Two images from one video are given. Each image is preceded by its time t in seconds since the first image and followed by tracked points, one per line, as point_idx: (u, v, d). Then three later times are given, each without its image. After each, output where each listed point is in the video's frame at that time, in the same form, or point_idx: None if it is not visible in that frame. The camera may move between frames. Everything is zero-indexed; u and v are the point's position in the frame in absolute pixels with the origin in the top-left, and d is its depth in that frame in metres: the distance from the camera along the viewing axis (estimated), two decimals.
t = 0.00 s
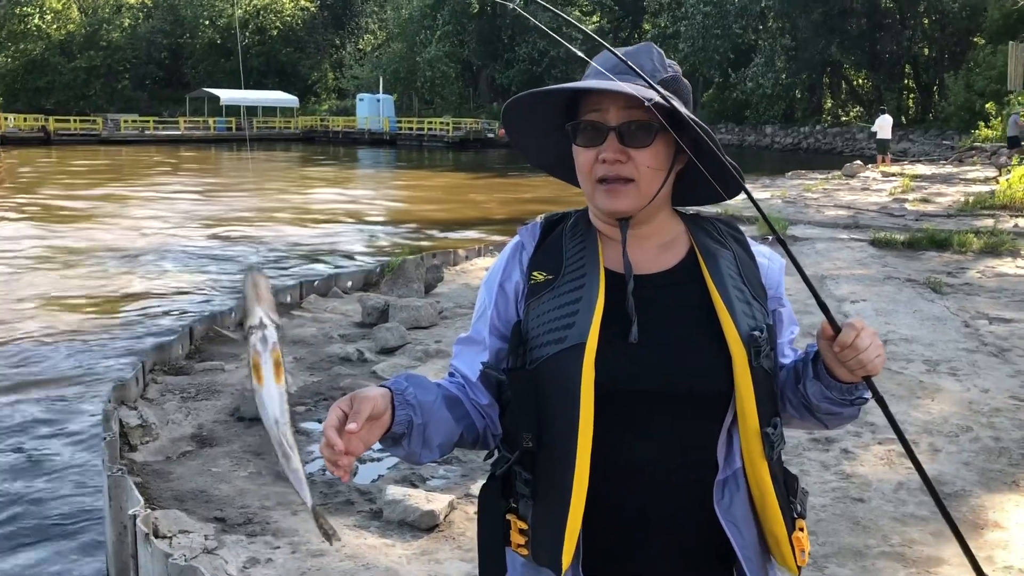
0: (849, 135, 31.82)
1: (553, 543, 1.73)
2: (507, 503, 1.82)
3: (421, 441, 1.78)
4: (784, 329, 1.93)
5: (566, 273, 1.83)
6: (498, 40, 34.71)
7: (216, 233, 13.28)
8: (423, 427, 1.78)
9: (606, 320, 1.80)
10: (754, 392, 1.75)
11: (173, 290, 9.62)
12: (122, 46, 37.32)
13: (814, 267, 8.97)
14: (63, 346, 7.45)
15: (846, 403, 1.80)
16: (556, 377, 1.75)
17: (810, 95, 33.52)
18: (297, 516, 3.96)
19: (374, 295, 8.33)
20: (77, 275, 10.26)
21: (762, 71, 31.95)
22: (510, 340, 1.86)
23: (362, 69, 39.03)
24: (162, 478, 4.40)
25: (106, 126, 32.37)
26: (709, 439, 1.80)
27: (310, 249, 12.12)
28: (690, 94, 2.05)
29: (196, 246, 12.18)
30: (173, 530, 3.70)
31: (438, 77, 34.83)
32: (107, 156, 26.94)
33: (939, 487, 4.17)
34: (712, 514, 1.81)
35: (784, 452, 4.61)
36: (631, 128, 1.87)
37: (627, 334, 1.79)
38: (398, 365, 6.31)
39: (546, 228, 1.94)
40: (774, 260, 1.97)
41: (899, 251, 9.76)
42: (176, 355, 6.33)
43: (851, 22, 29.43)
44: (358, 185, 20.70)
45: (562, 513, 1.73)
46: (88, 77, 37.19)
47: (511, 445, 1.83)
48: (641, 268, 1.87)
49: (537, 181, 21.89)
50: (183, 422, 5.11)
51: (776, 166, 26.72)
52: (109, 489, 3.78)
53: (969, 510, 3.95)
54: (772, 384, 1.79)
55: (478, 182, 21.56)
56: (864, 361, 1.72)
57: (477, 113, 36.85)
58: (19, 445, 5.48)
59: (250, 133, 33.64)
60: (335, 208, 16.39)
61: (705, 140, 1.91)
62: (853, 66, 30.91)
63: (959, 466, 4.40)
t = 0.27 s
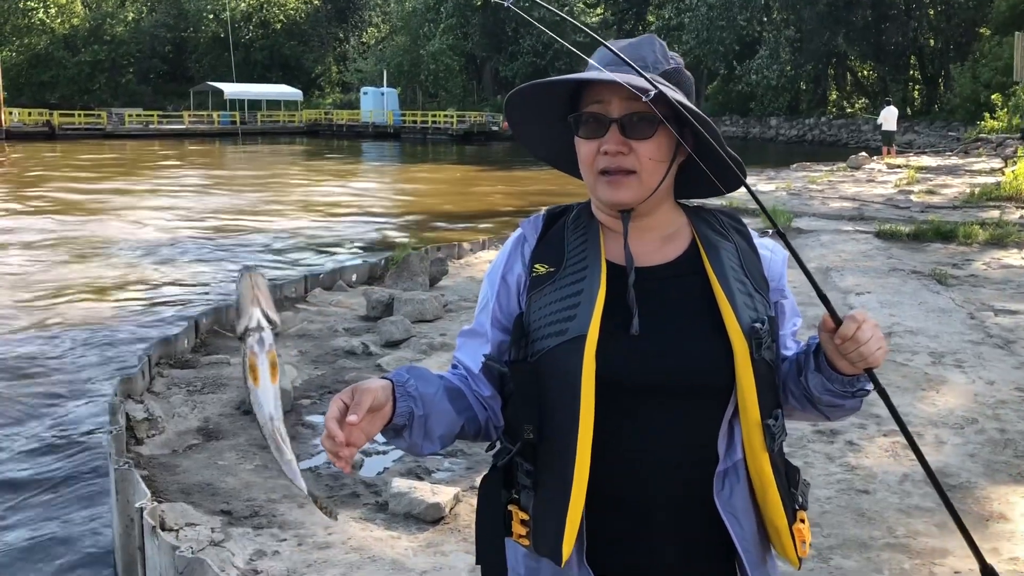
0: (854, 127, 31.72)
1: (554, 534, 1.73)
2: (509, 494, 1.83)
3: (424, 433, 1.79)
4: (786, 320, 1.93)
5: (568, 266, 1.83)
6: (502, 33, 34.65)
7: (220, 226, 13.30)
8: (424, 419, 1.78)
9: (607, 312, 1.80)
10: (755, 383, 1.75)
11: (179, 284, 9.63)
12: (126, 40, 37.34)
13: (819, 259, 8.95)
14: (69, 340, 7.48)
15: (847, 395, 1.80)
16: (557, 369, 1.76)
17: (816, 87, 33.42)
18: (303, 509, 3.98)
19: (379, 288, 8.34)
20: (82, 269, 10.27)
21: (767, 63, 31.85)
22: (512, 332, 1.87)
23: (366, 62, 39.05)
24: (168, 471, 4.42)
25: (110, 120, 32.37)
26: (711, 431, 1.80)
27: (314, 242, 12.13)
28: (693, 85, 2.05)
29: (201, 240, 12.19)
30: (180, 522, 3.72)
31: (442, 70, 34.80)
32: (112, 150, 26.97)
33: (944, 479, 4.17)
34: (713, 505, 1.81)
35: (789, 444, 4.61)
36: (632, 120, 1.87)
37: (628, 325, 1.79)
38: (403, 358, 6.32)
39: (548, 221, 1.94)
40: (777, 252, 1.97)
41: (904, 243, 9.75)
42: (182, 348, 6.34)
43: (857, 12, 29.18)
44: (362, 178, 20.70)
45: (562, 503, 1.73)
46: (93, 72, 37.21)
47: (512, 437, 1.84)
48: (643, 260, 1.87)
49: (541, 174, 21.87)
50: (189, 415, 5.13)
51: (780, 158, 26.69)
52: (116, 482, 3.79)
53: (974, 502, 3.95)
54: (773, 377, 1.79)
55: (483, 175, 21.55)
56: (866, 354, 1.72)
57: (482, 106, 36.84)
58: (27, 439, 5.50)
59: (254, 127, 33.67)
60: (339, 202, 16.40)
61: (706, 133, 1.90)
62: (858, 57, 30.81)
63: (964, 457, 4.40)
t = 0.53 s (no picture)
0: (855, 123, 31.71)
1: (553, 529, 1.73)
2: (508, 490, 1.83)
3: (422, 429, 1.79)
4: (784, 316, 1.93)
5: (566, 262, 1.83)
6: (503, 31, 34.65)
7: (221, 225, 13.30)
8: (423, 415, 1.78)
9: (605, 308, 1.80)
10: (754, 376, 1.75)
11: (180, 283, 9.63)
12: (127, 40, 37.35)
13: (821, 255, 8.95)
14: (70, 340, 7.47)
15: (845, 390, 1.80)
16: (555, 365, 1.76)
17: (816, 82, 33.42)
18: (306, 508, 3.98)
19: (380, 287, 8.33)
20: (84, 269, 10.27)
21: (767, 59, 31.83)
22: (511, 328, 1.87)
23: (366, 60, 39.09)
24: (171, 470, 4.42)
25: (111, 119, 32.39)
26: (710, 427, 1.80)
27: (316, 241, 12.13)
28: (689, 83, 2.06)
29: (202, 239, 12.19)
30: (182, 521, 3.71)
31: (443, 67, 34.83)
32: (112, 150, 26.97)
33: (946, 474, 4.17)
34: (711, 499, 1.81)
35: (791, 440, 4.61)
36: (628, 116, 1.87)
37: (626, 322, 1.79)
38: (405, 356, 6.32)
39: (546, 217, 1.94)
40: (775, 248, 1.97)
41: (905, 238, 9.74)
42: (183, 348, 6.35)
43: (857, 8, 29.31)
44: (363, 176, 20.70)
45: (561, 498, 1.74)
46: (93, 71, 37.20)
47: (511, 433, 1.84)
48: (641, 255, 1.87)
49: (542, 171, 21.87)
50: (191, 414, 5.13)
51: (781, 154, 26.72)
52: (119, 481, 3.80)
53: (976, 497, 3.95)
54: (772, 372, 1.79)
55: (484, 173, 21.55)
56: (863, 348, 1.72)
57: (482, 103, 36.86)
58: (30, 439, 5.51)
59: (255, 126, 33.69)
60: (340, 200, 16.40)
61: (702, 129, 1.91)
62: (859, 53, 30.81)
63: (966, 452, 4.40)
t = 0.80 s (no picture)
0: (855, 121, 31.70)
1: (554, 529, 1.73)
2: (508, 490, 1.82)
3: (422, 429, 1.79)
4: (785, 315, 1.92)
5: (564, 261, 1.82)
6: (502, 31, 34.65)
7: (221, 227, 13.30)
8: (422, 416, 1.78)
9: (604, 306, 1.79)
10: (754, 374, 1.74)
11: (181, 284, 9.62)
12: (126, 42, 37.39)
13: (822, 253, 8.94)
14: (71, 343, 7.47)
15: (846, 387, 1.79)
16: (555, 364, 1.75)
17: (816, 80, 33.42)
18: (306, 509, 3.97)
19: (381, 287, 8.33)
20: (84, 271, 10.28)
21: (767, 57, 31.81)
22: (510, 328, 1.86)
23: (366, 61, 39.12)
24: (172, 472, 4.42)
25: (111, 122, 32.44)
26: (710, 427, 1.79)
27: (317, 242, 12.13)
28: (687, 81, 2.05)
29: (202, 240, 12.18)
30: (183, 524, 3.71)
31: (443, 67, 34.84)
32: (113, 152, 26.99)
33: (948, 472, 4.16)
34: (713, 498, 1.81)
35: (792, 439, 4.61)
36: (626, 115, 1.86)
37: (625, 321, 1.78)
38: (405, 357, 6.32)
39: (545, 216, 1.94)
40: (774, 247, 1.96)
41: (906, 236, 9.73)
42: (184, 350, 6.35)
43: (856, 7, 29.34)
44: (363, 177, 20.70)
45: (562, 498, 1.73)
46: (93, 73, 37.24)
47: (511, 434, 1.83)
48: (639, 255, 1.86)
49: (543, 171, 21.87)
50: (192, 416, 5.12)
51: (781, 152, 26.71)
52: (120, 483, 3.80)
53: (978, 495, 3.94)
54: (771, 370, 1.79)
55: (484, 173, 21.54)
56: (863, 346, 1.72)
57: (482, 104, 36.87)
58: (31, 443, 5.50)
59: (255, 127, 33.70)
60: (340, 201, 16.39)
61: (699, 128, 1.90)
62: (859, 51, 30.81)
63: (968, 450, 4.39)
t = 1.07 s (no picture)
0: (858, 120, 31.65)
1: (556, 534, 1.71)
2: (511, 494, 1.81)
3: (423, 434, 1.77)
4: (790, 316, 1.91)
5: (567, 262, 1.81)
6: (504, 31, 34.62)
7: (224, 228, 13.29)
8: (424, 421, 1.77)
9: (608, 308, 1.78)
10: (758, 375, 1.73)
11: (183, 285, 9.60)
12: (129, 43, 37.41)
13: (825, 253, 8.92)
14: (73, 344, 7.46)
15: (851, 388, 1.77)
16: (558, 367, 1.74)
17: (819, 79, 33.42)
18: (309, 511, 3.96)
19: (383, 288, 8.32)
20: (87, 273, 10.29)
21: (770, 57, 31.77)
22: (512, 330, 1.85)
23: (369, 61, 39.13)
24: (174, 474, 4.41)
25: (114, 123, 32.50)
26: (715, 429, 1.78)
27: (320, 242, 12.13)
28: (690, 80, 2.03)
29: (205, 241, 12.18)
30: (185, 526, 3.69)
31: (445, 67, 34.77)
32: (115, 153, 27.00)
33: (954, 473, 4.14)
34: (718, 501, 1.79)
35: (796, 439, 4.59)
36: (628, 115, 1.85)
37: (629, 324, 1.77)
38: (408, 357, 6.30)
39: (547, 218, 1.92)
40: (778, 247, 1.95)
41: (910, 235, 9.71)
42: (186, 351, 6.34)
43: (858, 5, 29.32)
44: (366, 177, 20.69)
45: (564, 504, 1.72)
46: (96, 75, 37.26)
47: (513, 437, 1.82)
48: (643, 256, 1.85)
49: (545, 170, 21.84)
50: (194, 417, 5.11)
51: (784, 151, 26.68)
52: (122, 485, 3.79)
53: (984, 495, 3.92)
54: (776, 370, 1.77)
55: (486, 173, 21.54)
56: (868, 346, 1.70)
57: (484, 104, 36.88)
58: (33, 444, 5.50)
59: (258, 127, 33.71)
60: (342, 202, 16.38)
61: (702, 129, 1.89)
62: (862, 49, 30.78)
63: (973, 450, 4.38)
